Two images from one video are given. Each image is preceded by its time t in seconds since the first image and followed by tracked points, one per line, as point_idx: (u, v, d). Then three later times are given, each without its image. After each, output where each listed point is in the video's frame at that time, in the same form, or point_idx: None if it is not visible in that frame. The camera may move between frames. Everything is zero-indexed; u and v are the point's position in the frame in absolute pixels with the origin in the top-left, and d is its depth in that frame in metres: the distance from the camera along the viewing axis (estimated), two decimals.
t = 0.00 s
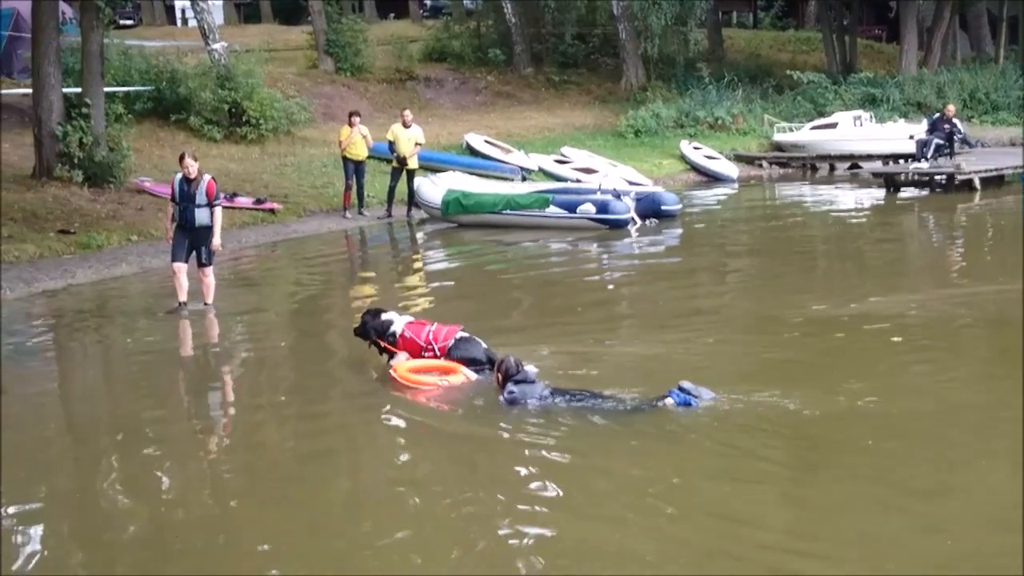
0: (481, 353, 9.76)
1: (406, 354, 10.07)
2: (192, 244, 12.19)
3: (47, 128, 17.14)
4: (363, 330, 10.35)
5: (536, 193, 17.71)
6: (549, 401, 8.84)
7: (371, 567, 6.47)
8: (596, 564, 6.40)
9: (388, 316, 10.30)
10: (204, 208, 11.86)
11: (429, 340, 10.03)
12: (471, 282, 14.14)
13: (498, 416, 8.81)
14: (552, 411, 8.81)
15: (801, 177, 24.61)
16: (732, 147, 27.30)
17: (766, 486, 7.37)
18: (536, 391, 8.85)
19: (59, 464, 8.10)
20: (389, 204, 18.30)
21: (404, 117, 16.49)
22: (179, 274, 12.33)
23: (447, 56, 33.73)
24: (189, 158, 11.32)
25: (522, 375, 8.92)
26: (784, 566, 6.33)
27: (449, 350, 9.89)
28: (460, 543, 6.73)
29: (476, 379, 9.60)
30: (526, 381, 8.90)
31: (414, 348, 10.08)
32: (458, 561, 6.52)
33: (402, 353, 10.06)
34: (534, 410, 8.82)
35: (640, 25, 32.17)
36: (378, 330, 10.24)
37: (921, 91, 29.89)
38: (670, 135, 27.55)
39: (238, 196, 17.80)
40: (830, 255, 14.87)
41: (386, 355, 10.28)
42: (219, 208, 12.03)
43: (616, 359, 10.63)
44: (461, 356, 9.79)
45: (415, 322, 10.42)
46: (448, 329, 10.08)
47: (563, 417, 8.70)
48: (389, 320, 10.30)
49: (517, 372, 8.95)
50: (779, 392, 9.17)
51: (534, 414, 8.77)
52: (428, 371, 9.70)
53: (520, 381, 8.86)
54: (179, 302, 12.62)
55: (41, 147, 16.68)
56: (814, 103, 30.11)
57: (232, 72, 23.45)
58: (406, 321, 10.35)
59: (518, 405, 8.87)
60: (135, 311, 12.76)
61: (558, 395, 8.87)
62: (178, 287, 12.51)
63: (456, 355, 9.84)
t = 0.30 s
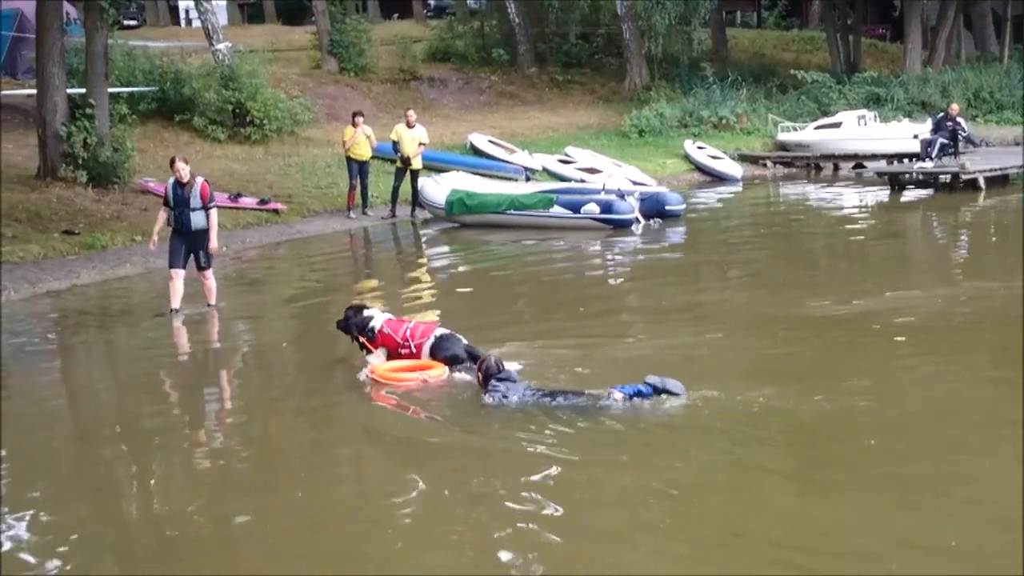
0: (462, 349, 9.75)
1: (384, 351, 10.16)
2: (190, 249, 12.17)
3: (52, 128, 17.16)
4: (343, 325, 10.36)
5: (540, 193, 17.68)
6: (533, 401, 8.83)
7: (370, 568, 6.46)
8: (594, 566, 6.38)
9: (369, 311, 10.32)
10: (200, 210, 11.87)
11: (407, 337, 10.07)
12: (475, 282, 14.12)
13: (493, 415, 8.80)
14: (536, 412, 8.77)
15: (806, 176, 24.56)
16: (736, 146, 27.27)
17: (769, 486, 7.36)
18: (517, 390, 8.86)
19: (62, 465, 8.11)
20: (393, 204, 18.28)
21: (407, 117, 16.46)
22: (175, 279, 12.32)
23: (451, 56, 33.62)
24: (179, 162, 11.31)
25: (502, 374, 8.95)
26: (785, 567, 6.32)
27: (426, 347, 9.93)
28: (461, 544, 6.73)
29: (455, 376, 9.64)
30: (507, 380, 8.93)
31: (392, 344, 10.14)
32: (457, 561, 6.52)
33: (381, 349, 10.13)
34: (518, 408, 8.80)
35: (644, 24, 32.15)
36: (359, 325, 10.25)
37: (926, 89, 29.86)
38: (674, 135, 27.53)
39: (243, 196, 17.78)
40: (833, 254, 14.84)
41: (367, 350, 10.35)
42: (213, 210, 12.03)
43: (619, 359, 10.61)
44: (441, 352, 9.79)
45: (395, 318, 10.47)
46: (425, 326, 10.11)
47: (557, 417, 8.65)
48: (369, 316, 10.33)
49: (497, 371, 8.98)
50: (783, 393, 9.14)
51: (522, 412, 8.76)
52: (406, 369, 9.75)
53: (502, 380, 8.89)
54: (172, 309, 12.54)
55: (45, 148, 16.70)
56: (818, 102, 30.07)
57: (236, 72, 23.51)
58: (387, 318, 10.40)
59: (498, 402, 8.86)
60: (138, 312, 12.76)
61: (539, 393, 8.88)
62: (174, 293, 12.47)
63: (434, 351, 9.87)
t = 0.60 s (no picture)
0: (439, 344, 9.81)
1: (361, 349, 10.15)
2: (178, 250, 12.19)
3: (57, 129, 17.21)
4: (323, 321, 10.34)
5: (544, 192, 17.63)
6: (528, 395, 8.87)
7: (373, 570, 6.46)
8: (597, 567, 6.38)
9: (346, 308, 10.26)
10: (182, 212, 11.84)
11: (380, 334, 10.01)
12: (480, 282, 14.12)
13: (493, 414, 8.78)
14: (540, 401, 8.81)
15: (810, 176, 24.53)
16: (741, 146, 27.26)
17: (774, 485, 7.35)
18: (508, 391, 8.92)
19: (67, 466, 8.12)
20: (397, 204, 18.29)
21: (411, 117, 16.44)
22: (169, 283, 12.33)
23: (455, 56, 33.72)
24: (160, 166, 11.24)
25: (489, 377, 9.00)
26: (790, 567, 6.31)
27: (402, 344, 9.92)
28: (465, 545, 6.73)
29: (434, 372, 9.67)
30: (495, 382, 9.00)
31: (367, 341, 10.11)
32: (461, 562, 6.51)
33: (358, 348, 10.13)
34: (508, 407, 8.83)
35: (648, 24, 32.14)
36: (338, 322, 10.22)
37: (931, 89, 29.80)
38: (678, 134, 27.51)
39: (247, 196, 17.77)
40: (838, 254, 14.81)
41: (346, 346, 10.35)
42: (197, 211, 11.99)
43: (624, 358, 10.60)
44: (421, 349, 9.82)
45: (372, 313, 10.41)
46: (399, 321, 10.06)
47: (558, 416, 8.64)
48: (348, 312, 10.27)
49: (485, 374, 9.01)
50: (786, 392, 9.13)
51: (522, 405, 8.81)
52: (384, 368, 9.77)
53: (491, 382, 8.96)
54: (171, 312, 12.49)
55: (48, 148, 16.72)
56: (823, 102, 30.07)
57: (240, 73, 23.49)
58: (363, 312, 10.33)
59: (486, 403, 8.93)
60: (143, 313, 12.77)
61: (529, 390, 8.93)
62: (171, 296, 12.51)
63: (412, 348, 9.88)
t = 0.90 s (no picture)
0: (423, 342, 9.89)
1: (349, 342, 10.28)
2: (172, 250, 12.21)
3: (62, 129, 17.26)
4: (310, 314, 10.48)
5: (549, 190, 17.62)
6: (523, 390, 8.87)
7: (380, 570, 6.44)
8: (603, 571, 6.36)
9: (332, 303, 10.36)
10: (172, 212, 11.85)
11: (370, 329, 10.14)
12: (485, 281, 14.12)
13: (496, 413, 8.78)
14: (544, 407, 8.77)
15: (815, 174, 24.50)
16: (746, 144, 27.24)
17: (783, 484, 7.33)
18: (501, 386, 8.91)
19: (75, 466, 8.12)
20: (403, 203, 18.30)
21: (416, 117, 16.43)
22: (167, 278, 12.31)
23: (460, 55, 33.73)
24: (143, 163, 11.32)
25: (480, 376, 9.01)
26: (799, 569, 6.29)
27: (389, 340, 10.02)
28: (471, 546, 6.71)
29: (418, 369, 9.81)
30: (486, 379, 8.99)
31: (356, 335, 10.25)
32: (467, 564, 6.49)
33: (346, 341, 10.27)
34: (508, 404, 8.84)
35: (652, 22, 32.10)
36: (324, 316, 10.35)
37: (936, 87, 29.76)
38: (683, 133, 27.50)
39: (252, 196, 17.76)
40: (843, 251, 14.79)
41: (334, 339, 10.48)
42: (188, 211, 11.97)
43: (631, 356, 10.59)
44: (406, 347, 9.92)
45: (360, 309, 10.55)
46: (388, 317, 10.17)
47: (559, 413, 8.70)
48: (335, 307, 10.39)
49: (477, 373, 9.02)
50: (793, 390, 9.13)
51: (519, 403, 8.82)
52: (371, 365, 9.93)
53: (484, 380, 8.97)
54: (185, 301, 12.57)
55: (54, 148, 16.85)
56: (828, 100, 30.03)
57: (245, 72, 23.48)
58: (351, 307, 10.45)
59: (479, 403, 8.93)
60: (150, 313, 12.77)
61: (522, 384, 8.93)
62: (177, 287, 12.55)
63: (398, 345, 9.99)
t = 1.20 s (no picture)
0: (408, 331, 10.04)
1: (340, 335, 10.46)
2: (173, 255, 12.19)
3: (70, 129, 17.29)
4: (300, 312, 10.66)
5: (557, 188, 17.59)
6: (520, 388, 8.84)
7: (381, 571, 6.43)
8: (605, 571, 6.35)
9: (322, 298, 10.57)
10: (166, 217, 11.83)
11: (360, 320, 10.36)
12: (494, 279, 14.12)
13: (501, 410, 8.78)
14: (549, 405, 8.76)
15: (823, 172, 24.46)
16: (754, 142, 27.21)
17: (790, 484, 7.30)
18: (499, 379, 8.90)
19: (82, 466, 8.11)
20: (411, 202, 18.30)
21: (423, 116, 16.41)
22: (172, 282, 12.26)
23: (467, 53, 33.69)
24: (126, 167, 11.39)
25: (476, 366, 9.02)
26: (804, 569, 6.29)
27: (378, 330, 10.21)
28: (471, 547, 6.70)
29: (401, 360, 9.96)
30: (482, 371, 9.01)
31: (347, 328, 10.44)
32: (468, 566, 6.48)
33: (337, 334, 10.44)
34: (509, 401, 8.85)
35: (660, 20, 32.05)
36: (314, 312, 10.54)
37: (944, 84, 29.66)
38: (691, 131, 27.46)
39: (260, 195, 17.76)
40: (852, 250, 14.75)
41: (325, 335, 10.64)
42: (184, 217, 11.94)
43: (639, 354, 10.58)
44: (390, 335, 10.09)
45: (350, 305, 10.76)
46: (378, 309, 10.42)
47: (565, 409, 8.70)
48: (325, 303, 10.59)
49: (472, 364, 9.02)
50: (801, 389, 9.11)
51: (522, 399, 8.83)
52: (357, 358, 10.02)
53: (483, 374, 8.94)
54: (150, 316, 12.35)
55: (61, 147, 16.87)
56: (836, 97, 29.98)
57: (252, 72, 23.47)
58: (342, 302, 10.65)
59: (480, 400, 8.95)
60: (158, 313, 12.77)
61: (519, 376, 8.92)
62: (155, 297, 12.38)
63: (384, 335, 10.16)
